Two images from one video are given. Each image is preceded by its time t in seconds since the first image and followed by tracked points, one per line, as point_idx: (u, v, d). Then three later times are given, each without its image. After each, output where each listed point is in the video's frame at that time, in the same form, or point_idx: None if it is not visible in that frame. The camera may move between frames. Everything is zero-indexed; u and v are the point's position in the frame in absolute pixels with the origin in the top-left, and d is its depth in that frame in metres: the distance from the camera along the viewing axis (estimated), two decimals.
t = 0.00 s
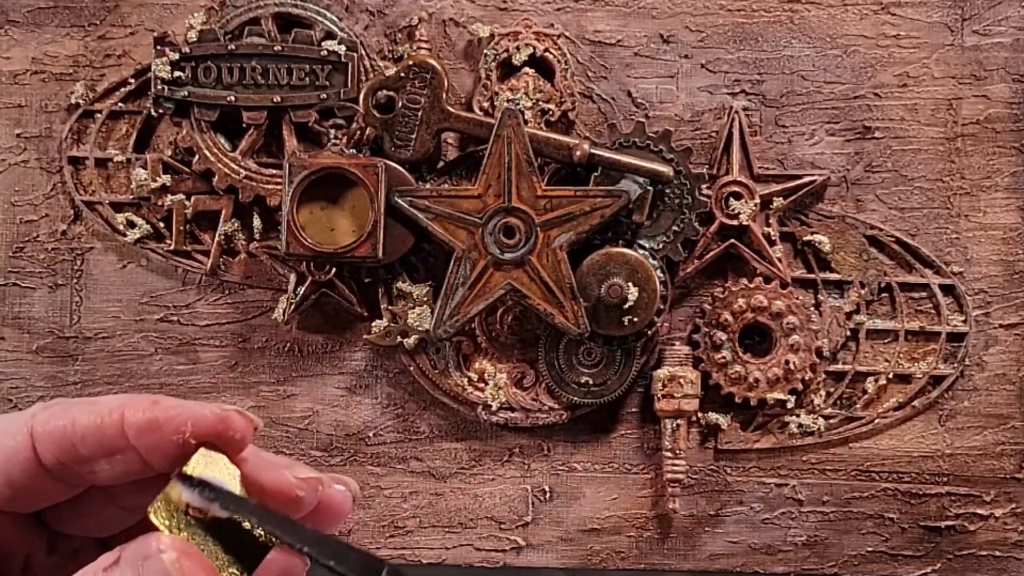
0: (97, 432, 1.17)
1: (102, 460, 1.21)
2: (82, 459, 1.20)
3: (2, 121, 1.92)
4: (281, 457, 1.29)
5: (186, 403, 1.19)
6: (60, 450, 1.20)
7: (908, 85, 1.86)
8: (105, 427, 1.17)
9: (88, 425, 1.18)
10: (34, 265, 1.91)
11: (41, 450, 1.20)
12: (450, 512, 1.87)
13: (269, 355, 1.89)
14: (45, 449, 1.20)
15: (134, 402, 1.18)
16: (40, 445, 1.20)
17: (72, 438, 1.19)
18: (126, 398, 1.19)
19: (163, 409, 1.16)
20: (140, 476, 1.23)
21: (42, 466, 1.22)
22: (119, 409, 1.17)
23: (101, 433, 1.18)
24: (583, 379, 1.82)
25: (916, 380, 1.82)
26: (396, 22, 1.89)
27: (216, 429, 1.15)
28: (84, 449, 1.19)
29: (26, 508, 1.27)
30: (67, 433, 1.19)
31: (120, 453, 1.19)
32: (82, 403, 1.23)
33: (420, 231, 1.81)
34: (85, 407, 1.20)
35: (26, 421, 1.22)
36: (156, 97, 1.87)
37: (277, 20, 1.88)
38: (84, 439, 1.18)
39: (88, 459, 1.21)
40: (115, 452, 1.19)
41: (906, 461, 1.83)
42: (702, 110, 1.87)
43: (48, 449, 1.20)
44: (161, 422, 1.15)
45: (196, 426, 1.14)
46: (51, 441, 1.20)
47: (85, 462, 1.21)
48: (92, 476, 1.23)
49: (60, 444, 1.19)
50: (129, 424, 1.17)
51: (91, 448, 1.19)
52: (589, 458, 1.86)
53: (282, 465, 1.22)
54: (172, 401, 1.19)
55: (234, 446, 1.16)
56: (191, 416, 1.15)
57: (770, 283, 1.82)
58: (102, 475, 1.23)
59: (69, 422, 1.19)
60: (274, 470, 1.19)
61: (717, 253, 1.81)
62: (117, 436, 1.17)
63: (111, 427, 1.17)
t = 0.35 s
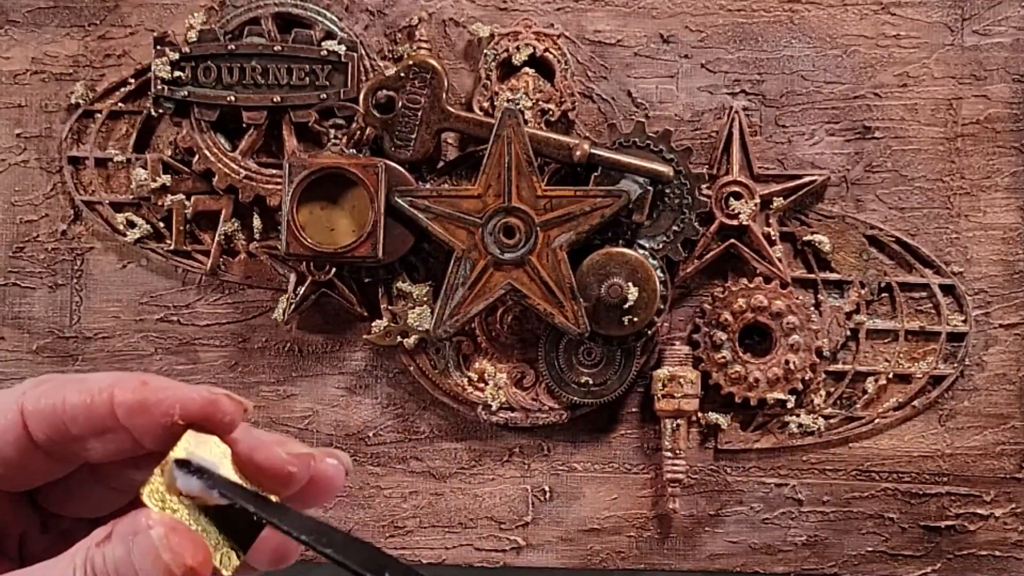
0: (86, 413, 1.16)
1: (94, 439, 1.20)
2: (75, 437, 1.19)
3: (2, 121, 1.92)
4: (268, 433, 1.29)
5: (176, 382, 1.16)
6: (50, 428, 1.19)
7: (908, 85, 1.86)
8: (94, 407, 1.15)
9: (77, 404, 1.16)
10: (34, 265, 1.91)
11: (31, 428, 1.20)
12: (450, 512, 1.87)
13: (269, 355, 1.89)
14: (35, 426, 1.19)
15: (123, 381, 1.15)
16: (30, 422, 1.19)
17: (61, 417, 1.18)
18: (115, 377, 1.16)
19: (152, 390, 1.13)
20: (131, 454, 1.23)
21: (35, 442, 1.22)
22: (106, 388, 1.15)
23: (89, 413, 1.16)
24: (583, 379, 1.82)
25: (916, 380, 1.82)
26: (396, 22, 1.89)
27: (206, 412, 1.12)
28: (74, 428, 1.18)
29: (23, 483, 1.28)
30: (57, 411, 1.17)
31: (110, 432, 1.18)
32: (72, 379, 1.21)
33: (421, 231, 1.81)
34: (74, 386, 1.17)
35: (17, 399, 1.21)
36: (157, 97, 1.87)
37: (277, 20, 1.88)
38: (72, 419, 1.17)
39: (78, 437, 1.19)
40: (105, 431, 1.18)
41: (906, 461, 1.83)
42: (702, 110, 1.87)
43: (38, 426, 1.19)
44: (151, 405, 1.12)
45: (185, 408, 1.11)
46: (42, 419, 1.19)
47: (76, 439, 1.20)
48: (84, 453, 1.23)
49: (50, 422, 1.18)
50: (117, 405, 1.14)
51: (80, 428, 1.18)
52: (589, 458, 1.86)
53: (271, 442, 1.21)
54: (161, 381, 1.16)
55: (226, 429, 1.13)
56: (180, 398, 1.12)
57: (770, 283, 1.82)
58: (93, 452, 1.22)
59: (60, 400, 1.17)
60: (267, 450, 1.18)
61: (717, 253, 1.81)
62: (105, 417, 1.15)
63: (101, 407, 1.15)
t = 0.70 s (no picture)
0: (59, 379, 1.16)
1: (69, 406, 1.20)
2: (50, 404, 1.20)
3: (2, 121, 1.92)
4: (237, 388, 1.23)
5: (141, 350, 1.15)
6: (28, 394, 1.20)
7: (908, 85, 1.86)
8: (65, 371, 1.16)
9: (48, 371, 1.17)
10: (34, 265, 1.91)
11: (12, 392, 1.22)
12: (450, 513, 1.87)
13: (269, 355, 1.89)
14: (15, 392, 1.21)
15: (90, 350, 1.15)
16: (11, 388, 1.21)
17: (36, 384, 1.19)
18: (85, 345, 1.17)
19: (114, 358, 1.12)
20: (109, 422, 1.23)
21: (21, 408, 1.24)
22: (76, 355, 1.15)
23: (61, 379, 1.17)
24: (584, 379, 1.81)
25: (916, 380, 1.82)
26: (396, 22, 1.89)
27: (164, 379, 1.09)
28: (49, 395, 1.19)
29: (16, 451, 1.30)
30: (31, 377, 1.19)
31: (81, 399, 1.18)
32: (50, 345, 1.22)
33: (421, 231, 1.80)
34: (46, 353, 1.18)
35: None
36: (156, 97, 1.87)
37: (277, 20, 1.88)
38: (46, 386, 1.18)
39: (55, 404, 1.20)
40: (77, 398, 1.18)
41: (906, 461, 1.83)
42: (702, 110, 1.87)
43: (18, 392, 1.21)
44: (114, 371, 1.12)
45: (145, 376, 1.10)
46: (20, 385, 1.20)
47: (53, 406, 1.21)
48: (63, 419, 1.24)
49: (27, 388, 1.20)
50: (83, 371, 1.14)
51: (54, 394, 1.18)
52: (589, 458, 1.86)
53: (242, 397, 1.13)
54: (126, 349, 1.15)
55: (189, 395, 1.09)
56: (140, 366, 1.10)
57: (770, 283, 1.82)
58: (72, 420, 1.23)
59: (33, 367, 1.19)
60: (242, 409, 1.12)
61: (718, 253, 1.81)
62: (75, 382, 1.16)
63: (70, 374, 1.16)
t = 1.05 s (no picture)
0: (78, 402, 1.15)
1: (88, 429, 1.19)
2: (71, 426, 1.19)
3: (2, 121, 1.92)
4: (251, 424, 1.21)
5: (160, 378, 1.13)
6: (50, 415, 1.20)
7: (908, 85, 1.86)
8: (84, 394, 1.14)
9: (69, 393, 1.16)
10: (34, 265, 1.91)
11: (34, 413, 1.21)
12: (450, 512, 1.87)
13: (269, 355, 1.89)
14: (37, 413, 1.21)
15: (110, 373, 1.13)
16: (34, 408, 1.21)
17: (57, 404, 1.18)
18: (106, 369, 1.15)
19: (132, 385, 1.10)
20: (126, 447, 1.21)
21: (44, 429, 1.23)
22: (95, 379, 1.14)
23: (80, 401, 1.15)
24: (584, 379, 1.81)
25: (916, 380, 1.82)
26: (396, 22, 1.89)
27: (177, 411, 1.07)
28: (69, 416, 1.18)
29: (33, 478, 1.28)
30: (54, 399, 1.18)
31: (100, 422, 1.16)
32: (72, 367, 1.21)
33: (420, 231, 1.80)
34: (71, 375, 1.17)
35: (22, 386, 1.22)
36: (156, 97, 1.87)
37: (277, 20, 1.88)
38: (66, 407, 1.17)
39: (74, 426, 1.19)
40: (97, 422, 1.17)
41: (906, 461, 1.83)
42: (702, 110, 1.87)
43: (41, 413, 1.20)
44: (130, 399, 1.10)
45: (159, 406, 1.08)
46: (43, 406, 1.20)
47: (73, 429, 1.20)
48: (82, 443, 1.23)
49: (50, 410, 1.19)
50: (102, 397, 1.12)
51: (74, 416, 1.17)
52: (589, 458, 1.86)
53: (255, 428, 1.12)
54: (145, 375, 1.13)
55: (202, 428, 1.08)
56: (154, 395, 1.08)
57: (770, 283, 1.82)
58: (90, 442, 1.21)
59: (56, 389, 1.18)
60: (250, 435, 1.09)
61: (718, 253, 1.81)
62: (93, 406, 1.14)
63: (90, 399, 1.14)
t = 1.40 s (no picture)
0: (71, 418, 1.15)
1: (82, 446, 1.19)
2: (65, 442, 1.19)
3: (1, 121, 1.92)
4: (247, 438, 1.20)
5: (153, 396, 1.12)
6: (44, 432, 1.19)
7: (908, 85, 1.86)
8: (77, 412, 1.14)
9: (63, 410, 1.15)
10: (34, 265, 1.91)
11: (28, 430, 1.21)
12: (450, 512, 1.87)
13: (269, 355, 1.89)
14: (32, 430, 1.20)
15: (103, 391, 1.12)
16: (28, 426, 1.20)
17: (50, 421, 1.17)
18: (100, 386, 1.15)
19: (124, 403, 1.09)
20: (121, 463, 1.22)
21: (39, 445, 1.22)
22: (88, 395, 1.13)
23: (72, 418, 1.14)
24: (584, 379, 1.81)
25: (916, 380, 1.82)
26: (396, 22, 1.89)
27: (169, 429, 1.07)
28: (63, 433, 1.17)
29: (29, 495, 1.27)
30: (47, 415, 1.17)
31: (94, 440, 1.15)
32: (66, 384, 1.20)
33: (420, 231, 1.80)
34: (63, 392, 1.16)
35: (16, 403, 1.22)
36: (156, 97, 1.87)
37: (277, 20, 1.88)
38: (60, 423, 1.16)
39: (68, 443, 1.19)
40: (91, 439, 1.16)
41: (906, 461, 1.83)
42: (702, 110, 1.87)
43: (35, 430, 1.20)
44: (122, 417, 1.09)
45: (151, 425, 1.07)
46: (36, 424, 1.19)
47: (68, 446, 1.20)
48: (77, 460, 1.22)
49: (43, 427, 1.18)
50: (95, 414, 1.12)
51: (68, 433, 1.17)
52: (589, 457, 1.86)
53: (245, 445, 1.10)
54: (138, 393, 1.12)
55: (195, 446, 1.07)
56: (147, 414, 1.08)
57: (770, 283, 1.81)
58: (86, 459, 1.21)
59: (49, 406, 1.17)
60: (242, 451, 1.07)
61: (717, 253, 1.81)
62: (86, 422, 1.13)
63: (84, 416, 1.13)
